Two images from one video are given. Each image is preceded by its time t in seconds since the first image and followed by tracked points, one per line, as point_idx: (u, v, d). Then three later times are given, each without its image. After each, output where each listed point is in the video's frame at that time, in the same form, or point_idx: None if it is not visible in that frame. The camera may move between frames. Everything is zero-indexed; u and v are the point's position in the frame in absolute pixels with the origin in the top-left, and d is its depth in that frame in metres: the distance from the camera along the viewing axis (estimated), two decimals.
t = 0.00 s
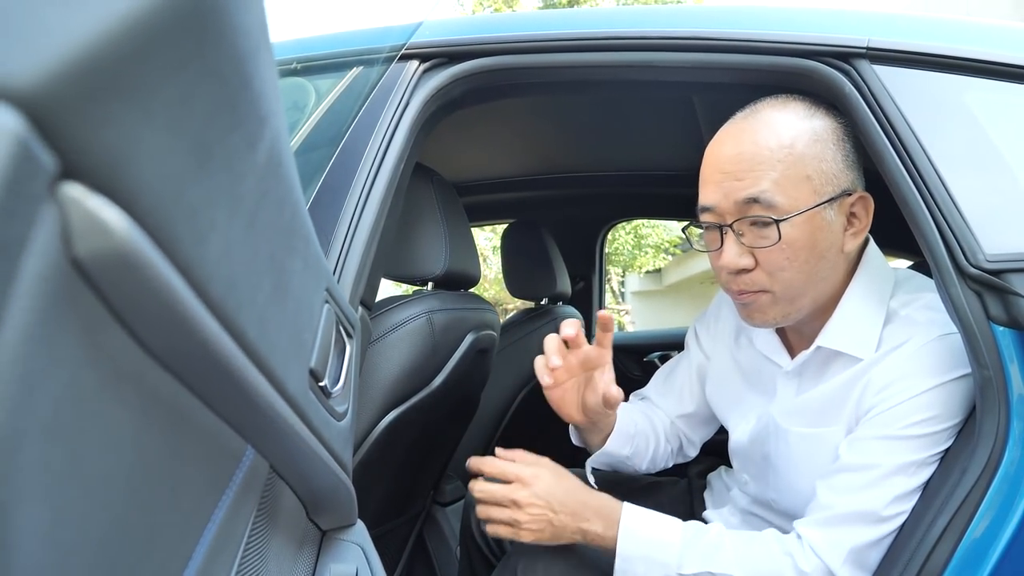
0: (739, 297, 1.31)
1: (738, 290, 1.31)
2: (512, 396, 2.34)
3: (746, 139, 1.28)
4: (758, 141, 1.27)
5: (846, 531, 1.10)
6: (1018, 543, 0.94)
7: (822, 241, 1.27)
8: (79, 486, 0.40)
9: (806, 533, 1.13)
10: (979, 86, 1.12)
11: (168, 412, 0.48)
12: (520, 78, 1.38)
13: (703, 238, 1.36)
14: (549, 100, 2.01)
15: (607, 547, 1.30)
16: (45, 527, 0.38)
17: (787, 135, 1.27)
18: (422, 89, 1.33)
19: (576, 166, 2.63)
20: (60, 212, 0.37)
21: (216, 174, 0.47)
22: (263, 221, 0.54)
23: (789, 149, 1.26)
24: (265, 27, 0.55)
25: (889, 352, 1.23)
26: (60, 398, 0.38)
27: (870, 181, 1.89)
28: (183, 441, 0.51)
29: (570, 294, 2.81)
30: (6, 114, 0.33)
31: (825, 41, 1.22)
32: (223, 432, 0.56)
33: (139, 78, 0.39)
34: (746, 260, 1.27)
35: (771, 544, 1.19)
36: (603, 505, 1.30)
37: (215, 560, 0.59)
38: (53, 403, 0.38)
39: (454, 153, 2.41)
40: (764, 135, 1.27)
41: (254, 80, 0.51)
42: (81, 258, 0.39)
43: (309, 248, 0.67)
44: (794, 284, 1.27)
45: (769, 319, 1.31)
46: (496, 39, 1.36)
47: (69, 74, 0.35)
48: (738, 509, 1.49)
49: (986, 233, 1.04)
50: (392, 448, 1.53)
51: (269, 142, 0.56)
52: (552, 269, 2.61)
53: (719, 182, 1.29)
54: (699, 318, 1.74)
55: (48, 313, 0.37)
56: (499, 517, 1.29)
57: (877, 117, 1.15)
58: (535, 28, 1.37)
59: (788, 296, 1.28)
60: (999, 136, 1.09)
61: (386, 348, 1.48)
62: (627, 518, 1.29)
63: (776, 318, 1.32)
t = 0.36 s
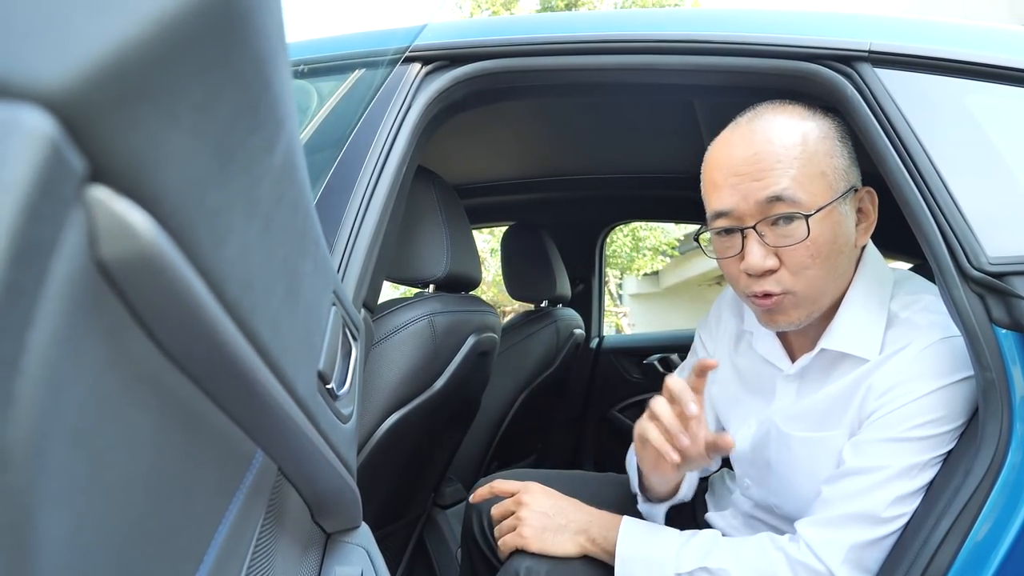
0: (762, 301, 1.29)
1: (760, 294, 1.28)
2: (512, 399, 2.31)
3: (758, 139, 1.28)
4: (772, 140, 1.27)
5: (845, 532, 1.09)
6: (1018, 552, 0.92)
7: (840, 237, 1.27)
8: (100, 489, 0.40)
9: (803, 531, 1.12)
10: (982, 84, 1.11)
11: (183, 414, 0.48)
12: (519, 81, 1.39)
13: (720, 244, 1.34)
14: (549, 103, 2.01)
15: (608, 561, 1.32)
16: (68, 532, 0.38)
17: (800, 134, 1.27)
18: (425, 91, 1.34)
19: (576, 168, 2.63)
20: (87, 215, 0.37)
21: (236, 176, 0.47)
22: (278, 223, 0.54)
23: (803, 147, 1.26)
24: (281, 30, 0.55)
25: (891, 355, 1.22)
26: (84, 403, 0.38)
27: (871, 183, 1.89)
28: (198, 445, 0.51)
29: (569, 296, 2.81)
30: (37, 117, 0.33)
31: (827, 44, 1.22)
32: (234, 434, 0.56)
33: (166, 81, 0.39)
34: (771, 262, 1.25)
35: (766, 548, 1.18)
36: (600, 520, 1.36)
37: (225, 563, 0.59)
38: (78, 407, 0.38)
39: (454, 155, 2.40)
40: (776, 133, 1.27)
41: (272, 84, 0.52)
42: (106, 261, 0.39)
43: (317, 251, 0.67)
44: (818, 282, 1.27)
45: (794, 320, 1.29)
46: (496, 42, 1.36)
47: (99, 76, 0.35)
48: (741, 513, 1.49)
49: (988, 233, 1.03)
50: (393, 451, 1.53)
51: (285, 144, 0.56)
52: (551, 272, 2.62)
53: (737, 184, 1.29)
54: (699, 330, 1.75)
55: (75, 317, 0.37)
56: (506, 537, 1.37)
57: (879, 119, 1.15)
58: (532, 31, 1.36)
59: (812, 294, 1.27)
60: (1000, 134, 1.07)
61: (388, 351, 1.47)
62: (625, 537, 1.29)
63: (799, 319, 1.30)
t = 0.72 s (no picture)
0: (760, 295, 1.29)
1: (760, 288, 1.29)
2: (512, 401, 2.29)
3: (762, 135, 1.29)
4: (775, 137, 1.27)
5: (846, 534, 1.09)
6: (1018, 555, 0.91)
7: (841, 236, 1.27)
8: (100, 488, 0.40)
9: (805, 533, 1.12)
10: (984, 85, 1.11)
11: (184, 414, 0.48)
12: (519, 82, 1.38)
13: (721, 238, 1.35)
14: (549, 104, 2.01)
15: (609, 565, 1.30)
16: (66, 531, 0.37)
17: (805, 131, 1.27)
18: (426, 92, 1.34)
19: (576, 170, 2.63)
20: (87, 210, 0.37)
21: (237, 173, 0.47)
22: (279, 222, 0.54)
23: (807, 144, 1.26)
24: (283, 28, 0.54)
25: (892, 356, 1.21)
26: (85, 401, 0.38)
27: (872, 185, 1.89)
28: (198, 445, 0.50)
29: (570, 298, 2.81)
30: (38, 110, 0.33)
31: (828, 45, 1.21)
32: (235, 435, 0.56)
33: (167, 75, 0.38)
34: (770, 256, 1.25)
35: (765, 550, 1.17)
36: (602, 524, 1.34)
37: (224, 565, 0.58)
38: (78, 407, 0.38)
39: (455, 157, 2.40)
40: (781, 130, 1.28)
41: (274, 81, 0.51)
42: (105, 258, 0.39)
43: (318, 251, 0.67)
44: (819, 279, 1.26)
45: (794, 317, 1.29)
46: (496, 43, 1.36)
47: (100, 69, 0.35)
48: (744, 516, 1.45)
49: (988, 236, 1.03)
50: (393, 453, 1.52)
51: (286, 142, 0.56)
52: (551, 274, 2.61)
53: (739, 178, 1.30)
54: (703, 334, 1.70)
55: (75, 314, 0.37)
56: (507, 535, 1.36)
57: (879, 120, 1.14)
58: (533, 32, 1.36)
59: (813, 291, 1.27)
60: (1001, 134, 1.07)
61: (388, 352, 1.47)
62: (627, 539, 1.29)
63: (797, 317, 1.29)
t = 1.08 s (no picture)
0: (741, 296, 1.30)
1: (740, 290, 1.30)
2: (512, 404, 2.29)
3: (748, 141, 1.29)
4: (760, 142, 1.27)
5: (846, 537, 1.09)
6: (1020, 559, 0.91)
7: (823, 241, 1.26)
8: (102, 492, 0.40)
9: (805, 537, 1.11)
10: (984, 88, 1.11)
11: (185, 418, 0.48)
12: (519, 85, 1.38)
13: (709, 239, 1.37)
14: (549, 107, 2.01)
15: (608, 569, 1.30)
16: (68, 537, 0.37)
17: (788, 138, 1.27)
18: (426, 94, 1.33)
19: (576, 172, 2.63)
20: (88, 215, 0.37)
21: (239, 177, 0.47)
22: (279, 227, 0.54)
23: (789, 151, 1.26)
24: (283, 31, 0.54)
25: (892, 358, 1.21)
26: (85, 406, 0.38)
27: (872, 187, 1.89)
28: (199, 450, 0.50)
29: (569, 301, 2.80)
30: (39, 115, 0.33)
31: (828, 48, 1.21)
32: (235, 439, 0.55)
33: (170, 80, 0.38)
34: (747, 260, 1.26)
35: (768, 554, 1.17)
36: (599, 526, 1.35)
37: (224, 570, 0.58)
38: (80, 411, 0.38)
39: (455, 159, 2.40)
40: (767, 136, 1.27)
41: (275, 85, 0.51)
42: (106, 263, 0.39)
43: (319, 255, 0.67)
44: (797, 283, 1.26)
45: (772, 319, 1.29)
46: (496, 46, 1.36)
47: (102, 74, 0.35)
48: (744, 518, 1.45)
49: (989, 239, 1.03)
50: (393, 456, 1.52)
51: (287, 144, 0.55)
52: (551, 276, 2.60)
53: (720, 182, 1.31)
54: (706, 337, 1.70)
55: (76, 319, 0.37)
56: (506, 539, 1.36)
57: (879, 124, 1.14)
58: (533, 35, 1.36)
59: (791, 295, 1.27)
60: (1002, 137, 1.07)
61: (388, 355, 1.46)
62: (626, 543, 1.28)
63: (777, 319, 1.30)
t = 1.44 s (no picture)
0: (756, 292, 1.29)
1: (755, 285, 1.28)
2: (511, 406, 2.29)
3: (758, 136, 1.30)
4: (771, 137, 1.28)
5: (845, 539, 1.09)
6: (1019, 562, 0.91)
7: (836, 235, 1.26)
8: (95, 493, 0.40)
9: (805, 540, 1.11)
10: (983, 89, 1.11)
11: (180, 419, 0.48)
12: (519, 87, 1.38)
13: (717, 236, 1.36)
14: (549, 108, 2.01)
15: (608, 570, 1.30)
16: (60, 539, 0.37)
17: (799, 132, 1.28)
18: (426, 96, 1.33)
19: (575, 174, 2.63)
20: (81, 215, 0.37)
21: (234, 178, 0.47)
22: (275, 228, 0.54)
23: (802, 144, 1.27)
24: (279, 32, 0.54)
25: (891, 360, 1.21)
26: (79, 406, 0.38)
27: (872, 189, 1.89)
28: (195, 451, 0.50)
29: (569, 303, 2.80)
30: (30, 113, 0.33)
31: (827, 50, 1.21)
32: (232, 441, 0.55)
33: (163, 79, 0.38)
34: (763, 252, 1.25)
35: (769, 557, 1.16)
36: (600, 528, 1.35)
37: (220, 572, 0.58)
38: (72, 411, 0.37)
39: (456, 160, 2.40)
40: (777, 130, 1.28)
41: (271, 85, 0.51)
42: (99, 263, 0.38)
43: (316, 256, 0.66)
44: (813, 276, 1.26)
45: (788, 314, 1.28)
46: (496, 47, 1.36)
47: (95, 71, 0.34)
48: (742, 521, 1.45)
49: (988, 240, 1.03)
50: (392, 458, 1.51)
51: (282, 145, 0.55)
52: (550, 278, 2.60)
53: (733, 177, 1.30)
54: (704, 340, 1.70)
55: (68, 319, 0.37)
56: (506, 540, 1.35)
57: (879, 126, 1.14)
58: (533, 38, 1.36)
59: (806, 289, 1.26)
60: (1002, 139, 1.07)
61: (387, 357, 1.46)
62: (627, 544, 1.28)
63: (792, 315, 1.28)
